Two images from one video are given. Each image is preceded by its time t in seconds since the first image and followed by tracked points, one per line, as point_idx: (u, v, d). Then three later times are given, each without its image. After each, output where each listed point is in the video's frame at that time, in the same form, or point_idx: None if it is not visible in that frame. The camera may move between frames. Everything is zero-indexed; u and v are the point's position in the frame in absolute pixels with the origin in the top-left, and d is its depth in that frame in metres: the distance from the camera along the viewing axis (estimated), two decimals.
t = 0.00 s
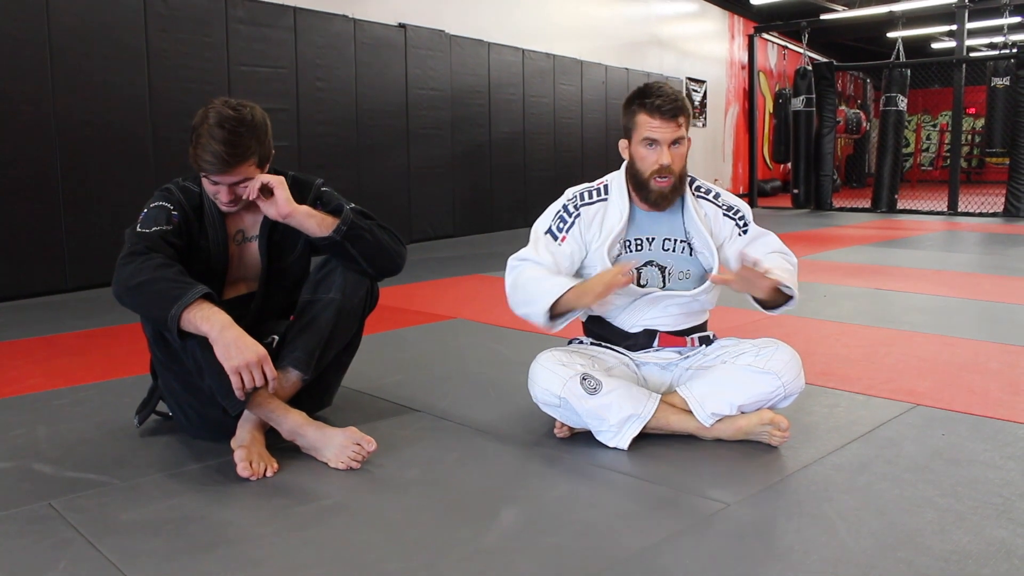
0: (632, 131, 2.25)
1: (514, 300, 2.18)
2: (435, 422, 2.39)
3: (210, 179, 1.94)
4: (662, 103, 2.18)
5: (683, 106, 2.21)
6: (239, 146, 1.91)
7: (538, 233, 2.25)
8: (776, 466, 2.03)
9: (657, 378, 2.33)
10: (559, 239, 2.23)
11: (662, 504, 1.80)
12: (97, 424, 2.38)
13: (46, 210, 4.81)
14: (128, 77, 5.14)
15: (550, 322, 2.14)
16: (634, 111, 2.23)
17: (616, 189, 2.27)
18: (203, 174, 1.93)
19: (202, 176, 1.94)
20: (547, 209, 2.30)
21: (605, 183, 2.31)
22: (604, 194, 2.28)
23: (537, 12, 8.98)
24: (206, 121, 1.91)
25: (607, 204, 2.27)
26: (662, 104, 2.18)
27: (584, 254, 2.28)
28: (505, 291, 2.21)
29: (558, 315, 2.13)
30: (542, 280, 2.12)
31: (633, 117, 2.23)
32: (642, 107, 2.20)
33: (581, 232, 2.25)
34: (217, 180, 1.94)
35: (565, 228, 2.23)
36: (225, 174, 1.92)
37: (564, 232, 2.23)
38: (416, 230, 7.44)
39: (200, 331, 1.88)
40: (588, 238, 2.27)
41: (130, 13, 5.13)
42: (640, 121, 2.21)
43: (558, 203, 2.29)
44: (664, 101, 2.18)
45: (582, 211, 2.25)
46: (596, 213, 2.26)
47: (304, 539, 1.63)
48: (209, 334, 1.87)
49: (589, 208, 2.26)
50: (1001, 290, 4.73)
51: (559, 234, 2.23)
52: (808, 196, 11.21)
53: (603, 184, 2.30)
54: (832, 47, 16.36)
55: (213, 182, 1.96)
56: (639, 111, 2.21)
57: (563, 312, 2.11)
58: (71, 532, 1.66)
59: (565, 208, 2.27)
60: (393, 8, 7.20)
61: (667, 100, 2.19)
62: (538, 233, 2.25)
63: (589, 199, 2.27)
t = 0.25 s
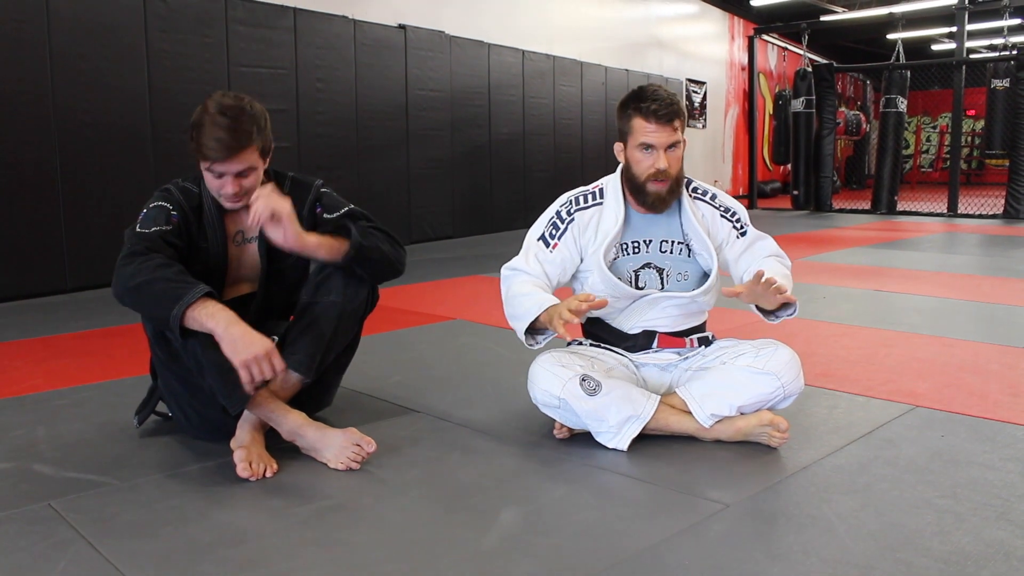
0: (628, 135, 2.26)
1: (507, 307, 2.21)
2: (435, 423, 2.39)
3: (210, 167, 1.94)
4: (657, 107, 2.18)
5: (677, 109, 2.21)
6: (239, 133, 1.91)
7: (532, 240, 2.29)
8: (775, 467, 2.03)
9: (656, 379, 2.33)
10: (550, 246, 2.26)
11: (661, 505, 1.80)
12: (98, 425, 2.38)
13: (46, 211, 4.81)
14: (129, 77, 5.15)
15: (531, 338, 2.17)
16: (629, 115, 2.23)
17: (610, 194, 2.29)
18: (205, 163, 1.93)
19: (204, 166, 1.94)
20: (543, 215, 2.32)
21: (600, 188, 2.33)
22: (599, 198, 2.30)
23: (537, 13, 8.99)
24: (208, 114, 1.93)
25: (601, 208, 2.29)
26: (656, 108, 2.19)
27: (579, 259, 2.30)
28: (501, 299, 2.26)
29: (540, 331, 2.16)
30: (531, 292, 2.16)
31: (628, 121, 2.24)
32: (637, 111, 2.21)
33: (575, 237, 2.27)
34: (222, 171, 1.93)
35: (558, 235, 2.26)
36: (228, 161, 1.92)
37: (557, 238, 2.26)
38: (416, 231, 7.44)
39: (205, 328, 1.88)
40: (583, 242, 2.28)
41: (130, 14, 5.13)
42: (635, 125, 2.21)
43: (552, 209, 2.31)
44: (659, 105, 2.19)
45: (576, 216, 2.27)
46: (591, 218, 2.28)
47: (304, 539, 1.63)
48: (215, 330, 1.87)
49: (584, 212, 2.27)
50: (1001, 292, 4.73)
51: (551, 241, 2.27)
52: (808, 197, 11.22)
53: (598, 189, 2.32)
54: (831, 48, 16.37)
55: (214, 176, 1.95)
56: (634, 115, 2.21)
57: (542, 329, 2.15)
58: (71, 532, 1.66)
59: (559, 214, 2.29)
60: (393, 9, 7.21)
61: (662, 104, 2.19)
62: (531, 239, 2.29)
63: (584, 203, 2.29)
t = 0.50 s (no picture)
0: (625, 135, 2.25)
1: (507, 309, 2.21)
2: (435, 423, 2.39)
3: (219, 135, 2.03)
4: (653, 107, 2.17)
5: (675, 110, 2.20)
6: (242, 104, 2.04)
7: (531, 242, 2.29)
8: (775, 468, 2.03)
9: (656, 380, 2.33)
10: (549, 247, 2.27)
11: (661, 506, 1.80)
12: (97, 425, 2.38)
13: (47, 211, 4.81)
14: (129, 78, 5.15)
15: (531, 339, 2.18)
16: (626, 116, 2.23)
17: (608, 195, 2.29)
18: (213, 131, 2.03)
19: (213, 135, 2.04)
20: (541, 217, 2.32)
21: (597, 189, 2.33)
22: (597, 199, 2.30)
23: (537, 13, 8.99)
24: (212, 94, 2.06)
25: (599, 210, 2.29)
26: (653, 109, 2.17)
27: (578, 260, 2.30)
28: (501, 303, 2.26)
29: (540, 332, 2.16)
30: (530, 293, 2.16)
31: (626, 121, 2.23)
32: (634, 111, 2.20)
33: (573, 239, 2.27)
34: (232, 136, 2.03)
35: (557, 237, 2.27)
36: (235, 125, 2.03)
37: (555, 240, 2.27)
38: (416, 232, 7.44)
39: (234, 312, 1.88)
40: (581, 244, 2.29)
41: (130, 14, 5.13)
42: (633, 126, 2.20)
43: (550, 211, 2.31)
44: (656, 106, 2.17)
45: (573, 218, 2.27)
46: (589, 219, 2.28)
47: (304, 539, 1.63)
48: (243, 312, 1.86)
49: (582, 214, 2.27)
50: (1002, 292, 4.73)
51: (549, 243, 2.27)
52: (808, 198, 11.22)
53: (596, 190, 2.32)
54: (831, 49, 16.38)
55: (222, 146, 2.03)
56: (632, 115, 2.21)
57: (542, 330, 2.15)
58: (71, 533, 1.66)
59: (556, 216, 2.29)
60: (393, 10, 7.22)
61: (660, 105, 2.18)
62: (530, 241, 2.29)
63: (581, 205, 2.29)
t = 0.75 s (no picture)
0: (624, 135, 2.25)
1: (507, 311, 2.21)
2: (435, 424, 2.39)
3: (230, 126, 2.04)
4: (652, 107, 2.17)
5: (674, 111, 2.20)
6: (250, 97, 2.06)
7: (530, 243, 2.29)
8: (775, 468, 2.03)
9: (656, 380, 2.33)
10: (549, 249, 2.27)
11: (661, 507, 1.80)
12: (97, 426, 2.38)
13: (46, 212, 4.81)
14: (128, 79, 5.15)
15: (532, 342, 2.17)
16: (625, 116, 2.22)
17: (607, 196, 2.29)
18: (223, 123, 2.05)
19: (223, 127, 2.05)
20: (541, 218, 2.32)
21: (597, 189, 2.33)
22: (597, 200, 2.30)
23: (537, 14, 9.00)
24: (220, 90, 2.08)
25: (599, 211, 2.28)
26: (653, 109, 2.17)
27: (578, 262, 2.30)
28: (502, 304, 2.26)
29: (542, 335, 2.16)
30: (531, 296, 2.16)
31: (625, 121, 2.23)
32: (633, 112, 2.20)
33: (573, 240, 2.27)
34: (244, 126, 2.04)
35: (557, 238, 2.27)
36: (246, 116, 2.04)
37: (555, 242, 2.27)
38: (416, 233, 7.44)
39: (247, 327, 1.89)
40: (581, 245, 2.29)
41: (130, 15, 5.13)
42: (632, 126, 2.20)
43: (549, 213, 2.31)
44: (655, 106, 2.17)
45: (573, 219, 2.27)
46: (588, 220, 2.28)
47: (304, 540, 1.63)
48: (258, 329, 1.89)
49: (581, 216, 2.27)
50: (1002, 293, 4.72)
51: (549, 244, 2.27)
52: (808, 198, 11.22)
53: (596, 190, 2.31)
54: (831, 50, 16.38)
55: (232, 137, 2.04)
56: (631, 116, 2.20)
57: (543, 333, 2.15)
58: (71, 534, 1.66)
59: (556, 217, 2.29)
60: (393, 11, 7.23)
61: (658, 105, 2.18)
62: (530, 243, 2.29)
63: (581, 206, 2.28)
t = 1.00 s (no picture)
0: (619, 131, 2.26)
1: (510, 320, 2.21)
2: (434, 424, 2.39)
3: (236, 125, 2.04)
4: (647, 103, 2.17)
5: (670, 107, 2.20)
6: (254, 96, 2.06)
7: (531, 242, 2.29)
8: (775, 469, 2.03)
9: (656, 380, 2.33)
10: (550, 248, 2.27)
11: (660, 507, 1.80)
12: (97, 427, 2.37)
13: (46, 213, 4.81)
14: (128, 78, 5.15)
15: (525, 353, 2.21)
16: (621, 112, 2.23)
17: (608, 195, 2.29)
18: (227, 122, 2.05)
19: (227, 126, 2.05)
20: (542, 217, 2.32)
21: (598, 188, 2.32)
22: (597, 199, 2.30)
23: (536, 15, 9.00)
24: (223, 89, 2.08)
25: (599, 209, 2.28)
26: (648, 104, 2.17)
27: (578, 260, 2.30)
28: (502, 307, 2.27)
29: (537, 347, 2.20)
30: (532, 311, 2.17)
31: (621, 117, 2.23)
32: (629, 107, 2.20)
33: (574, 239, 2.27)
34: (249, 126, 2.04)
35: (558, 237, 2.27)
36: (251, 115, 2.04)
37: (556, 241, 2.27)
38: (416, 234, 7.44)
39: (247, 342, 1.91)
40: (581, 245, 2.29)
41: (129, 15, 5.13)
42: (626, 120, 2.21)
43: (550, 212, 2.31)
44: (650, 101, 2.17)
45: (574, 218, 2.26)
46: (589, 219, 2.28)
47: (303, 540, 1.63)
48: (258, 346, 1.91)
49: (581, 215, 2.27)
50: (1002, 293, 4.72)
51: (550, 243, 2.27)
52: (808, 199, 11.23)
53: (596, 189, 2.31)
54: (831, 50, 16.39)
55: (238, 136, 2.04)
56: (626, 111, 2.21)
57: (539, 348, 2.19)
58: (70, 535, 1.66)
59: (557, 216, 2.29)
60: (392, 11, 7.23)
61: (654, 100, 2.18)
62: (531, 242, 2.29)
63: (582, 205, 2.28)
